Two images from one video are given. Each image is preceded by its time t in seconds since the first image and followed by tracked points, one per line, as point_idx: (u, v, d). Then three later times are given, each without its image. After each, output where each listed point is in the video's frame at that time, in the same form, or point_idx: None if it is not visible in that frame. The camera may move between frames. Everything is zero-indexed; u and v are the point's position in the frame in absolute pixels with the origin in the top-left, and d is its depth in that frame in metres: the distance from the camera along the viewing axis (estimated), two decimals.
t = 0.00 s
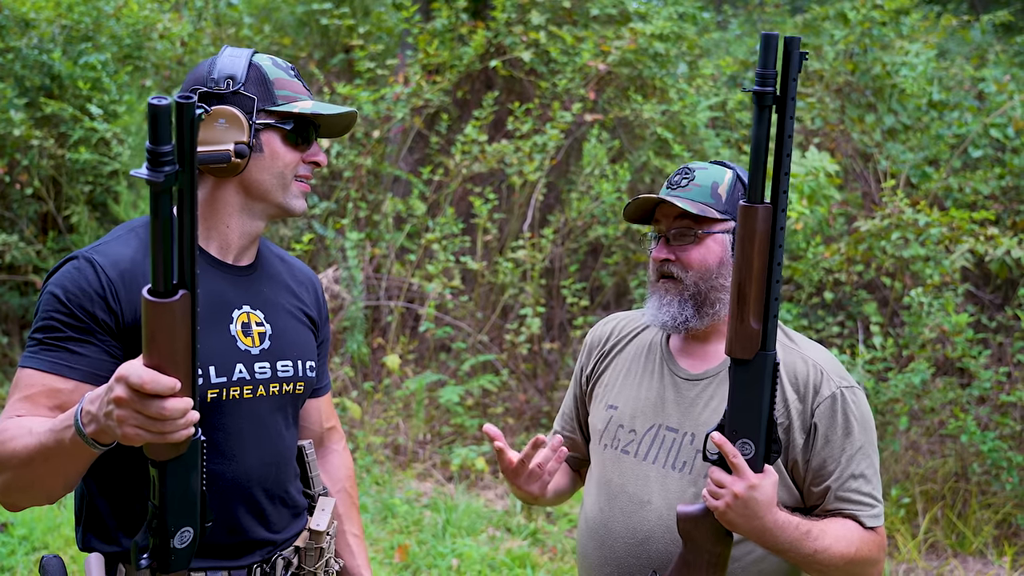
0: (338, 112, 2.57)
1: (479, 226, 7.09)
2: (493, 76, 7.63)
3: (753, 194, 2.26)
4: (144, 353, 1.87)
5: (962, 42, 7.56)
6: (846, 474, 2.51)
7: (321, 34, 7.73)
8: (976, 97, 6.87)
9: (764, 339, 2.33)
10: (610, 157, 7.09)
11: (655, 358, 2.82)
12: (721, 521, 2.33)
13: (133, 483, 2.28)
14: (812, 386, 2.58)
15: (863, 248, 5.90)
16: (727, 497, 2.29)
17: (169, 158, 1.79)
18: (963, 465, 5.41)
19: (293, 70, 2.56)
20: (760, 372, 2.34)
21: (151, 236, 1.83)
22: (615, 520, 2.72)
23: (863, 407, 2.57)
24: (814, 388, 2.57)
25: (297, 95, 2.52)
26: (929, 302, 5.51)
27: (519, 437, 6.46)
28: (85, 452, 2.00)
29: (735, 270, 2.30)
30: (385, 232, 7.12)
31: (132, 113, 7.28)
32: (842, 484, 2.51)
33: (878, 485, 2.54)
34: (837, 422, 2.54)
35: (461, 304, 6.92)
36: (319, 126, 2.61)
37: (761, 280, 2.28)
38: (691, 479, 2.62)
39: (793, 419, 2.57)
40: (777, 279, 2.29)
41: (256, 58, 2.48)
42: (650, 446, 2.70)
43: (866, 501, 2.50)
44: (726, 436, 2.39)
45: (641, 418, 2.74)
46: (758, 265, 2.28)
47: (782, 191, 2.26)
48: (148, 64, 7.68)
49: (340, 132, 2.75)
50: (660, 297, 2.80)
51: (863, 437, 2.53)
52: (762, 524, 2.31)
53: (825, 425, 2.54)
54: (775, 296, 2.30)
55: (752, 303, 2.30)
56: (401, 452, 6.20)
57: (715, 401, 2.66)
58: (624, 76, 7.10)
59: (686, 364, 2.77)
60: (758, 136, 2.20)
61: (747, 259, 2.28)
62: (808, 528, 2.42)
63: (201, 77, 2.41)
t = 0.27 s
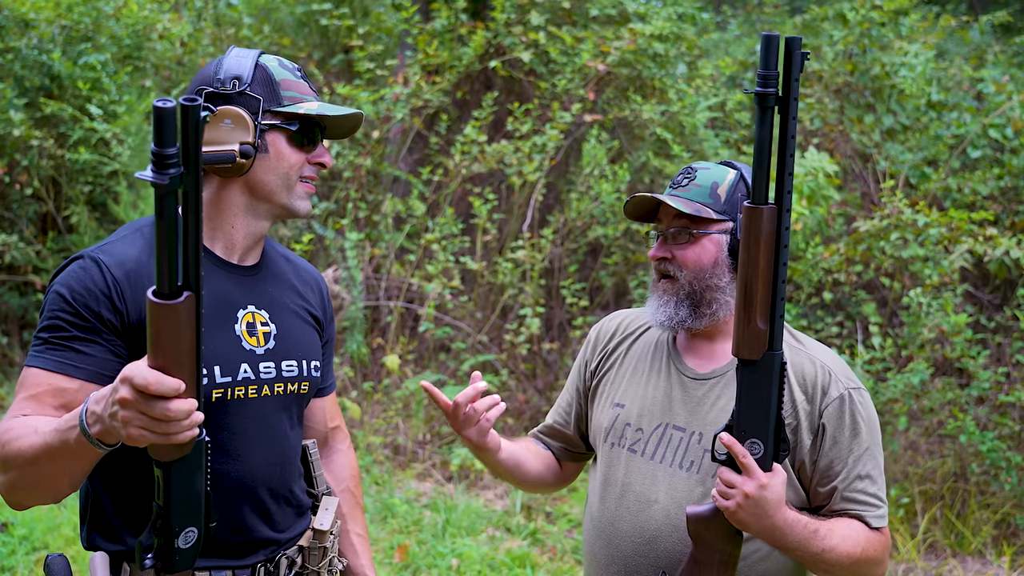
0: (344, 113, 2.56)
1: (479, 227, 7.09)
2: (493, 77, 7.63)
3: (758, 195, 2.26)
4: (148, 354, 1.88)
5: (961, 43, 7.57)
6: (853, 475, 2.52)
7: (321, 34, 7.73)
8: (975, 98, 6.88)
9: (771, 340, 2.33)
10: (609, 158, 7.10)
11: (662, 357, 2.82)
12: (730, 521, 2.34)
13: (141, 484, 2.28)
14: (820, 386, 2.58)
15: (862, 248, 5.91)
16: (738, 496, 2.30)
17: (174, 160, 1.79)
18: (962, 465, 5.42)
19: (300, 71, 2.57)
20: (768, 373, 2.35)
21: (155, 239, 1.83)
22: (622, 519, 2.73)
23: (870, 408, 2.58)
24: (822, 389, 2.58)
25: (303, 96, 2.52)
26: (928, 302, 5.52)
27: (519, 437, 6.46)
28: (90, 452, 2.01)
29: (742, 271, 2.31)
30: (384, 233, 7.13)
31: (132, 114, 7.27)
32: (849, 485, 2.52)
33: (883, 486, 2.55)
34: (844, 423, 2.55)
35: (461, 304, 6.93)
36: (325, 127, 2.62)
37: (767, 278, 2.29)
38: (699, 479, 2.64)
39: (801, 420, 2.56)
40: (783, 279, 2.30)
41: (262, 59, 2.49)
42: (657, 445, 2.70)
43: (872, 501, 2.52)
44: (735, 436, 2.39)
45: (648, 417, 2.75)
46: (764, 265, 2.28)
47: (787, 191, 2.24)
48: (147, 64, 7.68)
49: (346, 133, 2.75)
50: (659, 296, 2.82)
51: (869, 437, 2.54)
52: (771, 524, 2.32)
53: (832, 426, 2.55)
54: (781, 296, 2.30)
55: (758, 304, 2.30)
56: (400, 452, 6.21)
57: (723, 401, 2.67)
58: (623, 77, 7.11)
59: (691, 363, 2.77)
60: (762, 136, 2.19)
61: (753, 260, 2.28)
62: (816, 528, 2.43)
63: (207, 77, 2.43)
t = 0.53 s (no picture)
0: (349, 114, 2.57)
1: (479, 226, 7.10)
2: (493, 77, 7.64)
3: (773, 197, 2.26)
4: (155, 355, 1.89)
5: (960, 43, 7.58)
6: (859, 475, 2.53)
7: (321, 34, 7.74)
8: (975, 98, 6.90)
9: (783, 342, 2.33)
10: (610, 158, 7.11)
11: (667, 357, 2.83)
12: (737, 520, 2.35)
13: (147, 484, 2.29)
14: (826, 387, 2.59)
15: (863, 248, 5.92)
16: (744, 497, 2.30)
17: (181, 161, 1.80)
18: (962, 464, 5.43)
19: (306, 72, 2.58)
20: (778, 373, 2.35)
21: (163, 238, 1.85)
22: (628, 518, 2.74)
23: (876, 409, 2.59)
24: (828, 390, 2.59)
25: (309, 97, 2.53)
26: (928, 302, 5.53)
27: (519, 437, 6.48)
28: (97, 451, 2.02)
29: (754, 272, 2.32)
30: (385, 233, 7.14)
31: (132, 114, 7.27)
32: (855, 485, 2.53)
33: (889, 486, 2.56)
34: (849, 424, 2.56)
35: (461, 304, 6.94)
36: (331, 129, 2.62)
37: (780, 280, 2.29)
38: (704, 479, 2.64)
39: (807, 420, 2.58)
40: (795, 279, 2.31)
41: (269, 60, 2.50)
42: (663, 444, 2.71)
43: (878, 502, 2.52)
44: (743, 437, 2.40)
45: (654, 416, 2.76)
46: (777, 265, 2.29)
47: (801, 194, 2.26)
48: (148, 64, 7.69)
49: (351, 133, 2.75)
50: (667, 292, 2.84)
51: (875, 438, 2.55)
52: (778, 524, 2.33)
53: (838, 426, 2.56)
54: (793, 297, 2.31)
55: (770, 305, 2.31)
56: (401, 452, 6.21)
57: (729, 401, 2.68)
58: (623, 77, 7.12)
59: (698, 363, 2.78)
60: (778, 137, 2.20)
61: (766, 261, 2.29)
62: (822, 528, 2.44)
63: (214, 78, 2.44)
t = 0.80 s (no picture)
0: (351, 115, 2.57)
1: (479, 226, 7.11)
2: (493, 76, 7.64)
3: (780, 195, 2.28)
4: (154, 355, 1.90)
5: (959, 43, 7.58)
6: (863, 473, 2.53)
7: (321, 33, 7.74)
8: (974, 98, 6.91)
9: (790, 340, 2.35)
10: (609, 157, 7.11)
11: (670, 357, 2.84)
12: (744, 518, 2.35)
13: (149, 484, 2.30)
14: (829, 386, 2.59)
15: (862, 248, 5.92)
16: (752, 495, 2.31)
17: (179, 162, 1.80)
18: (961, 463, 5.44)
19: (308, 72, 2.58)
20: (786, 372, 2.36)
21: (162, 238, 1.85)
22: (633, 518, 2.74)
23: (879, 407, 2.60)
24: (831, 388, 2.59)
25: (311, 98, 2.53)
26: (928, 302, 5.54)
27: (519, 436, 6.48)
28: (99, 451, 2.02)
29: (761, 272, 2.33)
30: (385, 232, 7.14)
31: (132, 113, 7.27)
32: (859, 483, 2.53)
33: (893, 483, 2.57)
34: (853, 422, 2.56)
35: (461, 304, 6.95)
36: (333, 130, 2.63)
37: (787, 280, 2.31)
38: (708, 478, 2.65)
39: (811, 419, 2.58)
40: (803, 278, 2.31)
41: (271, 60, 2.50)
42: (667, 444, 2.72)
43: (882, 499, 2.53)
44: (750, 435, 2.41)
45: (657, 416, 2.76)
46: (785, 264, 2.30)
47: (809, 192, 2.27)
48: (148, 63, 7.69)
49: (354, 134, 2.75)
50: (672, 293, 2.83)
51: (878, 435, 2.56)
52: (786, 522, 2.34)
53: (842, 425, 2.56)
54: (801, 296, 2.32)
55: (777, 303, 2.32)
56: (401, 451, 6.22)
57: (733, 400, 2.69)
58: (623, 76, 7.12)
59: (700, 363, 2.79)
60: (785, 136, 2.21)
61: (774, 259, 2.31)
62: (828, 526, 2.45)
63: (216, 77, 2.44)
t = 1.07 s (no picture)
0: (348, 119, 2.54)
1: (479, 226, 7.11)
2: (493, 77, 7.65)
3: (782, 197, 2.28)
4: (153, 357, 1.90)
5: (960, 43, 7.59)
6: (868, 470, 2.54)
7: (321, 34, 7.74)
8: (974, 98, 6.91)
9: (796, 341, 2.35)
10: (610, 158, 7.11)
11: (671, 359, 2.84)
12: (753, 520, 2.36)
13: (151, 485, 2.30)
14: (833, 384, 2.60)
15: (863, 248, 5.93)
16: (761, 496, 2.31)
17: (175, 163, 1.80)
18: (962, 463, 5.44)
19: (308, 74, 2.56)
20: (791, 373, 2.36)
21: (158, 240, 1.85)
22: (640, 521, 2.74)
23: (881, 405, 2.60)
24: (835, 387, 2.59)
25: (307, 101, 2.50)
26: (928, 302, 5.55)
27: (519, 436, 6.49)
28: (99, 451, 2.03)
29: (764, 274, 2.33)
30: (385, 232, 7.15)
31: (133, 113, 7.27)
32: (864, 481, 2.54)
33: (897, 480, 2.57)
34: (857, 421, 2.57)
35: (462, 304, 6.96)
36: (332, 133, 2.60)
37: (791, 281, 2.30)
38: (714, 479, 2.65)
39: (815, 419, 2.58)
40: (806, 280, 2.31)
41: (270, 61, 2.49)
42: (672, 446, 2.73)
43: (887, 497, 2.54)
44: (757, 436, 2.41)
45: (661, 418, 2.77)
46: (789, 265, 2.30)
47: (810, 193, 2.27)
48: (148, 64, 7.69)
49: (356, 135, 2.73)
50: (675, 294, 2.82)
51: (881, 433, 2.57)
52: (794, 522, 2.34)
53: (846, 423, 2.57)
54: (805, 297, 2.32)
55: (782, 304, 2.32)
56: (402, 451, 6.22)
57: (737, 401, 2.69)
58: (623, 77, 7.13)
59: (703, 364, 2.79)
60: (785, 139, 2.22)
61: (777, 260, 2.30)
62: (835, 525, 2.45)
63: (214, 79, 2.45)
